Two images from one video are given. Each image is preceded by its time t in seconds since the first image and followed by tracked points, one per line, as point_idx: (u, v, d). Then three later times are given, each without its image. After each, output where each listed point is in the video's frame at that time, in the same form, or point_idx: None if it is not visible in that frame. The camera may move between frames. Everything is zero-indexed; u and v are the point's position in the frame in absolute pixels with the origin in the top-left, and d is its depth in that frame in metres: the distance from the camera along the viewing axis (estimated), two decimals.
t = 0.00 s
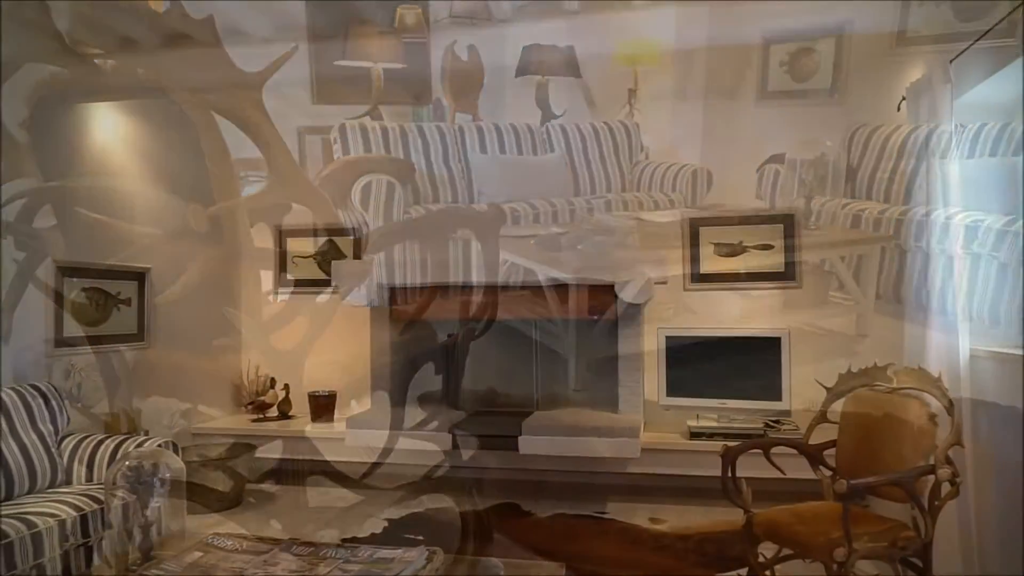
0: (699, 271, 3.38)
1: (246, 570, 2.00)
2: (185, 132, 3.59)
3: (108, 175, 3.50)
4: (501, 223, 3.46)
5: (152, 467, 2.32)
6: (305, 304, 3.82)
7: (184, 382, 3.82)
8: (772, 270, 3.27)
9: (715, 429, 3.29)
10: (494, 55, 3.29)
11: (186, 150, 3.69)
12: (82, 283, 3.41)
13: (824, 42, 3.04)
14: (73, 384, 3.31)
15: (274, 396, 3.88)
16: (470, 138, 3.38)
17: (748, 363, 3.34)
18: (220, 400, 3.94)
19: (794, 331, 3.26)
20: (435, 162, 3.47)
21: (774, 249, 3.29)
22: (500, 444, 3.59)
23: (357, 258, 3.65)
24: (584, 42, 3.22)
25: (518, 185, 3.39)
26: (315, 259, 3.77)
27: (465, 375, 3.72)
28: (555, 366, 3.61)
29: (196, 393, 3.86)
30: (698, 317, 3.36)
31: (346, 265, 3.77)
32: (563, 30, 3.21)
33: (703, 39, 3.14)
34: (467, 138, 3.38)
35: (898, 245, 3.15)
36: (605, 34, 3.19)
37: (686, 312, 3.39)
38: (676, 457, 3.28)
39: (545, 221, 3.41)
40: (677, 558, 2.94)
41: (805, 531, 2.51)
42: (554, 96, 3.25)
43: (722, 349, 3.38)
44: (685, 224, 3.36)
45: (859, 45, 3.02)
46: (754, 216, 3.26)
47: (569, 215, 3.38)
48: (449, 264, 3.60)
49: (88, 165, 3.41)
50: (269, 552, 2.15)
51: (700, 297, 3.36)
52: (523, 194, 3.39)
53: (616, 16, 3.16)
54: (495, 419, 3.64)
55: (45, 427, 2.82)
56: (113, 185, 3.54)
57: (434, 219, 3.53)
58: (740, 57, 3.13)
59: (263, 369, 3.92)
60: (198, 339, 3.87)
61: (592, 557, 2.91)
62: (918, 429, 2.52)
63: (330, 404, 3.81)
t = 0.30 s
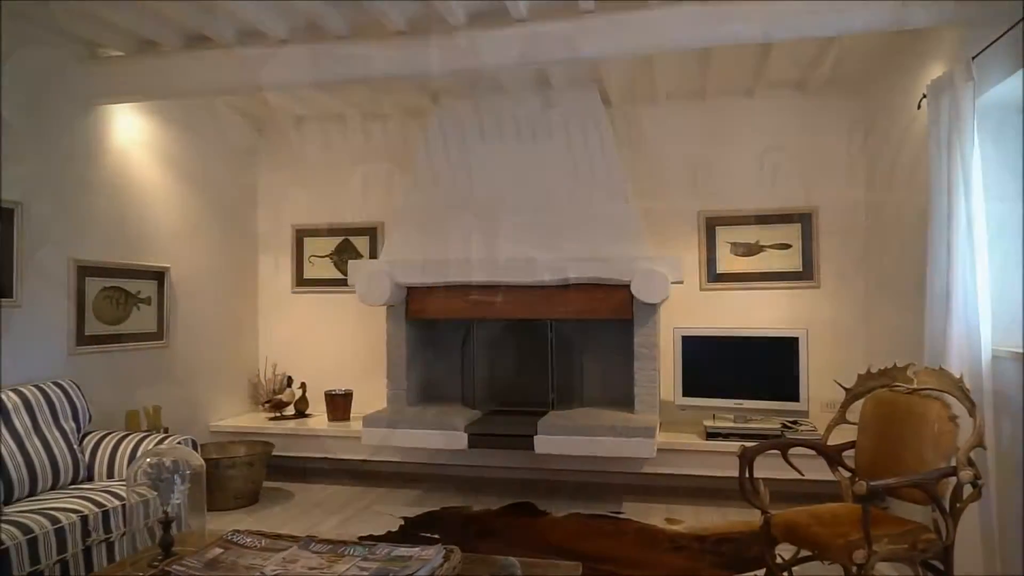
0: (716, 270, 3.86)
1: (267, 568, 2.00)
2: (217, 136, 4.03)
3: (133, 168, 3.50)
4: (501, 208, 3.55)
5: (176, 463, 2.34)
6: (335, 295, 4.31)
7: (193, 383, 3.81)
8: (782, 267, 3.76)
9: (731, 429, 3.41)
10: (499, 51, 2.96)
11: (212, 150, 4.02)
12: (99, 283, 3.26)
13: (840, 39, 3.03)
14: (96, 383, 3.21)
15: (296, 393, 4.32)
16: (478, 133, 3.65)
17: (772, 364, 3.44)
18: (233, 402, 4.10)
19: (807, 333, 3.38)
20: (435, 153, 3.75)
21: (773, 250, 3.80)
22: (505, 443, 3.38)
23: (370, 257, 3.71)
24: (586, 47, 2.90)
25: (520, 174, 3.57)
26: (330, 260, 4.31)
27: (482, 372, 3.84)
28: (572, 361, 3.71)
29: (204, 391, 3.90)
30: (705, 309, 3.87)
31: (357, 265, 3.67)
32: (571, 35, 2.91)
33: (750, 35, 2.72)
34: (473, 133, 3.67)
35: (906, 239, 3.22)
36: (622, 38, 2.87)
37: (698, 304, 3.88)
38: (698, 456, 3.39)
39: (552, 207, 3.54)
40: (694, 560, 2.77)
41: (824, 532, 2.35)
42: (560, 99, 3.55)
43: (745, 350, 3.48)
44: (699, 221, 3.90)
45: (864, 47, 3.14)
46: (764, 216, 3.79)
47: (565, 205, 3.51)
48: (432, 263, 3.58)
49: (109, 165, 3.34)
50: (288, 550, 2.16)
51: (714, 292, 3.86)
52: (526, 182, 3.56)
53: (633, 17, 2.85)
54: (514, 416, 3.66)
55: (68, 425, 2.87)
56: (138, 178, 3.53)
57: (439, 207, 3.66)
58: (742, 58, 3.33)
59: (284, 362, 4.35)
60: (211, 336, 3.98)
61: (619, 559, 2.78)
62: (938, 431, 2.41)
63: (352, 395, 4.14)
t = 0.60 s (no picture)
0: (732, 268, 3.82)
1: (284, 566, 2.01)
2: (229, 136, 4.06)
3: (151, 168, 3.51)
4: (514, 208, 3.56)
5: (196, 462, 2.30)
6: (348, 295, 4.32)
7: (209, 383, 3.86)
8: (798, 267, 3.73)
9: (746, 429, 3.37)
10: (513, 49, 2.91)
11: (227, 150, 4.04)
12: (119, 282, 3.29)
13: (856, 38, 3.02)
14: (114, 381, 3.26)
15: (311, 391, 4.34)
16: (492, 134, 3.67)
17: (786, 364, 3.42)
18: (250, 401, 4.18)
19: (823, 332, 3.36)
20: (447, 153, 3.75)
21: (790, 249, 3.75)
22: (522, 442, 3.31)
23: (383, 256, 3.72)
24: (603, 45, 2.82)
25: (535, 175, 3.58)
26: (345, 259, 4.33)
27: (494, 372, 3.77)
28: (585, 362, 3.77)
29: (218, 392, 3.92)
30: (720, 309, 3.85)
31: (372, 266, 3.64)
32: (585, 32, 2.83)
33: (777, 30, 2.63)
34: (489, 134, 3.67)
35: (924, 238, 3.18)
36: (641, 36, 2.77)
37: (713, 304, 3.86)
38: (711, 457, 3.35)
39: (566, 206, 3.53)
40: (708, 561, 2.75)
41: (842, 533, 2.32)
42: (574, 99, 3.61)
43: (761, 349, 3.45)
44: (714, 220, 3.86)
45: (873, 47, 3.21)
46: (780, 215, 3.76)
47: (579, 205, 3.50)
48: (447, 262, 3.53)
49: (127, 165, 3.36)
50: (305, 548, 2.17)
51: (729, 291, 3.83)
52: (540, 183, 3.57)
53: (648, 15, 2.75)
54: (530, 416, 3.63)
55: (87, 422, 2.85)
56: (156, 178, 3.54)
57: (453, 207, 3.67)
58: (754, 57, 3.36)
59: (299, 362, 4.41)
60: (226, 337, 4.00)
61: (633, 560, 2.75)
62: (955, 433, 2.36)
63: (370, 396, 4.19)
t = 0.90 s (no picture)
0: (746, 267, 3.80)
1: (301, 564, 2.02)
2: (246, 137, 4.10)
3: (170, 170, 3.54)
4: (528, 208, 3.56)
5: (214, 461, 2.31)
6: (362, 295, 4.35)
7: (226, 382, 3.89)
8: (814, 266, 3.70)
9: (762, 429, 3.36)
10: (527, 48, 2.91)
11: (243, 150, 4.07)
12: (137, 283, 3.32)
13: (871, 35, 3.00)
14: (133, 380, 3.30)
15: (326, 390, 4.38)
16: (506, 135, 3.68)
17: (801, 364, 3.40)
18: (267, 401, 4.21)
19: (840, 331, 3.33)
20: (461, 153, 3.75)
21: (806, 248, 3.72)
22: (537, 442, 3.31)
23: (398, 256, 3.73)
24: (618, 45, 2.81)
25: (549, 175, 3.58)
26: (360, 259, 4.35)
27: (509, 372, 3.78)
28: (600, 361, 3.75)
29: (235, 391, 3.96)
30: (735, 309, 3.83)
31: (387, 266, 3.65)
32: (600, 30, 2.82)
33: (792, 27, 2.60)
34: (503, 134, 3.68)
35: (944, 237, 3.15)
36: (654, 35, 2.76)
37: (728, 303, 3.84)
38: (727, 457, 3.34)
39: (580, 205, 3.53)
40: (724, 561, 2.74)
41: (860, 534, 2.30)
42: (588, 99, 3.60)
43: (777, 349, 3.43)
44: (729, 219, 3.84)
45: (890, 44, 3.18)
46: (796, 214, 3.73)
47: (593, 205, 3.50)
48: (463, 262, 3.53)
49: (145, 167, 3.39)
50: (322, 546, 2.19)
51: (744, 291, 3.81)
52: (554, 182, 3.56)
53: (659, 14, 2.75)
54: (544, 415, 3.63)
55: (107, 421, 2.88)
56: (173, 179, 3.57)
57: (467, 207, 3.67)
58: (770, 55, 3.34)
59: (315, 361, 4.44)
60: (242, 336, 4.04)
61: (648, 560, 2.74)
62: (975, 433, 2.34)
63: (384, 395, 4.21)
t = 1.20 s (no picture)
0: (764, 266, 3.77)
1: (320, 562, 2.03)
2: (264, 138, 4.13)
3: (188, 171, 3.57)
4: (544, 207, 3.56)
5: (234, 458, 2.35)
6: (379, 294, 4.37)
7: (244, 380, 3.92)
8: (833, 265, 3.67)
9: (780, 429, 3.33)
10: (544, 47, 2.90)
11: (261, 151, 4.11)
12: (157, 283, 3.36)
13: (892, 31, 2.97)
14: (153, 378, 3.33)
15: (343, 389, 4.40)
16: (522, 134, 3.68)
17: (821, 363, 3.37)
18: (285, 399, 4.24)
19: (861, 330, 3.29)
20: (476, 152, 3.75)
21: (824, 247, 3.69)
22: (554, 442, 3.31)
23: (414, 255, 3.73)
24: (636, 43, 2.79)
25: (565, 174, 3.57)
26: (377, 258, 4.37)
27: (525, 371, 3.78)
28: (616, 360, 3.74)
29: (253, 389, 3.99)
30: (752, 309, 3.80)
31: (403, 265, 3.67)
32: (618, 28, 2.81)
33: (813, 24, 2.58)
34: (519, 133, 3.68)
35: (968, 236, 3.10)
36: (672, 33, 2.74)
37: (746, 302, 3.81)
38: (745, 457, 3.31)
39: (596, 205, 3.52)
40: (742, 562, 2.72)
41: (881, 536, 2.27)
42: (605, 97, 3.59)
43: (795, 348, 3.40)
44: (746, 217, 3.81)
45: (911, 39, 3.14)
46: (814, 213, 3.70)
47: (610, 204, 3.49)
48: (481, 261, 3.54)
49: (165, 168, 3.43)
50: (341, 544, 2.20)
51: (762, 290, 3.78)
52: (571, 181, 3.56)
53: (677, 12, 2.73)
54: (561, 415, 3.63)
55: (128, 419, 2.92)
56: (191, 179, 3.60)
57: (483, 207, 3.68)
58: (788, 53, 3.31)
59: (332, 360, 4.47)
60: (261, 335, 4.07)
61: (665, 561, 2.73)
62: (999, 434, 2.31)
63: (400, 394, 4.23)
